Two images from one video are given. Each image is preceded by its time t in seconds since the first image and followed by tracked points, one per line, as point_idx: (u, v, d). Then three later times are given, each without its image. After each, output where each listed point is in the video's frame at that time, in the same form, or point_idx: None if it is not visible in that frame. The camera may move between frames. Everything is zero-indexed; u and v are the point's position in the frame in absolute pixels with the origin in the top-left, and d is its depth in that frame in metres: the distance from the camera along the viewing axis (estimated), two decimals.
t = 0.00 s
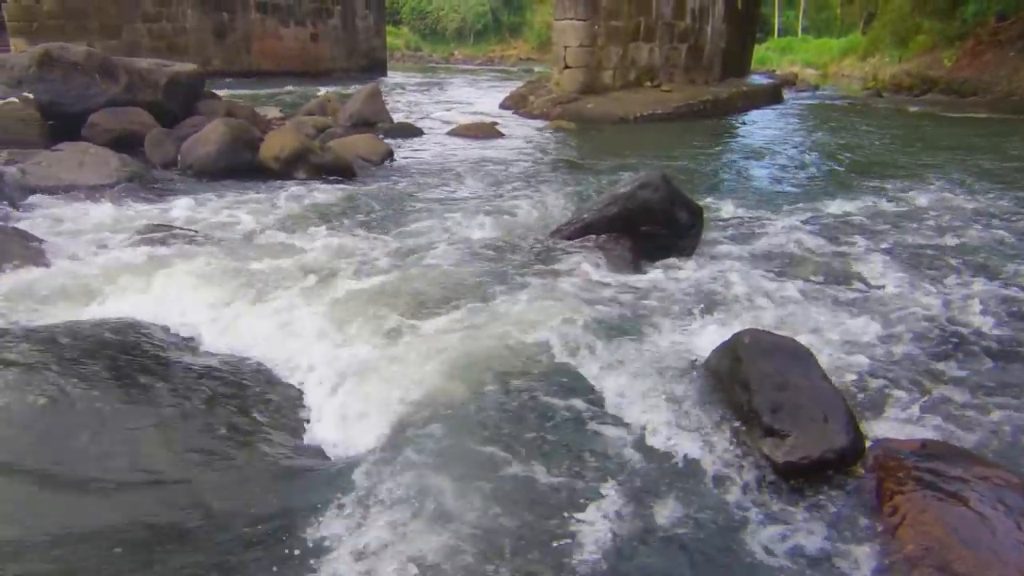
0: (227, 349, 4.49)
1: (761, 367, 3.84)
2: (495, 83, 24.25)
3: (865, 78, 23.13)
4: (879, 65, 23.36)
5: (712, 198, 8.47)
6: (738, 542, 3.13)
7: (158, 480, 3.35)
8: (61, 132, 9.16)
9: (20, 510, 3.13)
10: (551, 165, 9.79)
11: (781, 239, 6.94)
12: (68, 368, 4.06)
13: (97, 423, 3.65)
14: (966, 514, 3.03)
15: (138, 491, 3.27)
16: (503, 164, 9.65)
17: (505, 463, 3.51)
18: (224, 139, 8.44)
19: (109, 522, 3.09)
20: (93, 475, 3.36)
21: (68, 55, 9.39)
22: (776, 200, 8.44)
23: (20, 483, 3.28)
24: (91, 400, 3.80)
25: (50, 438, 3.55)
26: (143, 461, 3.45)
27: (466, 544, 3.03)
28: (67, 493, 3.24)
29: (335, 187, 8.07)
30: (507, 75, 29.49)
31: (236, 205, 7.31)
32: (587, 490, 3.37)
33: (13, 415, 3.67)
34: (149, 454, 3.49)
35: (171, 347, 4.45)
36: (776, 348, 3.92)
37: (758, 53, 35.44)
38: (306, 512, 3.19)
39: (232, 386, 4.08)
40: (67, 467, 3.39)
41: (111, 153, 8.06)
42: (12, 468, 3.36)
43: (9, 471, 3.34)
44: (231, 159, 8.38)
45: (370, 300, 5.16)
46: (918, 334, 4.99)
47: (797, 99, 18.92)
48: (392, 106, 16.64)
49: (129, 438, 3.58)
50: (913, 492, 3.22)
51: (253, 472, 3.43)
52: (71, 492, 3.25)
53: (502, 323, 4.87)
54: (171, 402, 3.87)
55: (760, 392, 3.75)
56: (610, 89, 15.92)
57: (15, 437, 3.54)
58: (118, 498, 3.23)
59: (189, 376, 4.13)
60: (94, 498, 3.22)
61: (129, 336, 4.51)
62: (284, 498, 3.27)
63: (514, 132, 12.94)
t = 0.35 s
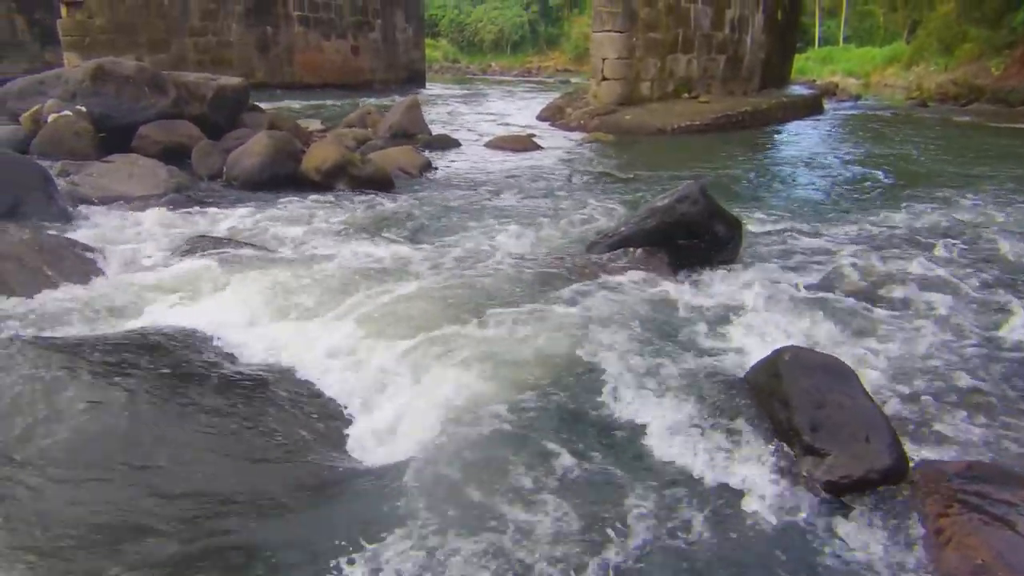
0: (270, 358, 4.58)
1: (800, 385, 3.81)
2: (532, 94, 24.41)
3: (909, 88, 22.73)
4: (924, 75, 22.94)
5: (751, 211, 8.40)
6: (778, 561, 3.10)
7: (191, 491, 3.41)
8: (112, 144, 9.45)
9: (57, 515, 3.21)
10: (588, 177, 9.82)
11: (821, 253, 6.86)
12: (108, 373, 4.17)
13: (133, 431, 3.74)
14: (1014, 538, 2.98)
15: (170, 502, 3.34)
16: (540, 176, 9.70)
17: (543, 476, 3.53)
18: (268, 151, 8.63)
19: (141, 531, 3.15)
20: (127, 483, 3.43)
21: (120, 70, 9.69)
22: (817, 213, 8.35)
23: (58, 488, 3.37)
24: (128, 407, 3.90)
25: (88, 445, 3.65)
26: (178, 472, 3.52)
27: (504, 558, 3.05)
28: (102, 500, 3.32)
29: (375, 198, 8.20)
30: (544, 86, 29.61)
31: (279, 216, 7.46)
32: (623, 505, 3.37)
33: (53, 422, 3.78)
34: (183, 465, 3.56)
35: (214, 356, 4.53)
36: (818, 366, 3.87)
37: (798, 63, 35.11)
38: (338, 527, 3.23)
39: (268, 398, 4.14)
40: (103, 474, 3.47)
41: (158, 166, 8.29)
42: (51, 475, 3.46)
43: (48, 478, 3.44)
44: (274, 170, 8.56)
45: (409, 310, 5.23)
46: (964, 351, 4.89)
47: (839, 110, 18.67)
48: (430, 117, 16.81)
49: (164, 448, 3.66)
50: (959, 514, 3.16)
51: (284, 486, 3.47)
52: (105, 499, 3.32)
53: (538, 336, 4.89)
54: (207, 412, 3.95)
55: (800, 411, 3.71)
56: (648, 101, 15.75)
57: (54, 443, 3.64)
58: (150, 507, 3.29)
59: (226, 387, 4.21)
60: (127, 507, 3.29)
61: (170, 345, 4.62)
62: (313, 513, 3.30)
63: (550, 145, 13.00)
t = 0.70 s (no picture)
0: (295, 368, 4.62)
1: (825, 397, 3.77)
2: (553, 103, 24.47)
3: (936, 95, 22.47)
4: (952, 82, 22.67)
5: (774, 220, 8.34)
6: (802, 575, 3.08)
7: (209, 494, 3.48)
8: (140, 153, 9.60)
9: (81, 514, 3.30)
10: (610, 187, 9.82)
11: (845, 263, 6.80)
12: (134, 385, 4.27)
13: (156, 438, 3.82)
14: None
15: (190, 504, 3.40)
16: (562, 186, 9.72)
17: (562, 488, 3.52)
18: (293, 160, 8.73)
19: (158, 532, 3.22)
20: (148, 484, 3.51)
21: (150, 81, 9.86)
22: (841, 222, 8.28)
23: (84, 488, 3.47)
24: (152, 417, 3.99)
25: (113, 448, 3.74)
26: (198, 475, 3.59)
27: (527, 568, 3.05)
28: (124, 499, 3.40)
29: (397, 208, 8.27)
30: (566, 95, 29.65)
31: (304, 226, 7.55)
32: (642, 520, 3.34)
33: (82, 427, 3.89)
34: (203, 470, 3.63)
35: (242, 367, 4.58)
36: (843, 378, 3.83)
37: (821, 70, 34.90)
38: (352, 536, 3.25)
39: (289, 408, 4.18)
40: (128, 479, 3.54)
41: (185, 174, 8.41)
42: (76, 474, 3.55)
43: (72, 478, 3.53)
44: (299, 180, 8.66)
45: (432, 319, 5.27)
46: (993, 364, 4.82)
47: (863, 117, 18.51)
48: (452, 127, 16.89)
49: (186, 453, 3.73)
50: (988, 532, 3.10)
51: (301, 492, 3.52)
52: (126, 499, 3.40)
53: (557, 347, 4.89)
54: (230, 421, 4.02)
55: (824, 423, 3.68)
56: (670, 109, 15.54)
57: (81, 447, 3.74)
58: (170, 509, 3.37)
59: (249, 396, 4.26)
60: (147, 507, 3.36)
61: (193, 354, 4.70)
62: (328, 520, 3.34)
63: (572, 154, 13.02)
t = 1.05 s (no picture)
0: (320, 380, 4.65)
1: (851, 415, 3.73)
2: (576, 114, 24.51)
3: (965, 104, 22.21)
4: (981, 90, 22.40)
5: (799, 232, 8.28)
6: None
7: (233, 504, 3.51)
8: (169, 166, 9.77)
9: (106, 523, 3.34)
10: (632, 198, 9.82)
11: (872, 275, 6.74)
12: (157, 395, 4.30)
13: (179, 448, 3.86)
14: None
15: (214, 514, 3.43)
16: (584, 198, 9.73)
17: (586, 502, 3.50)
18: (318, 172, 8.84)
19: (182, 543, 3.26)
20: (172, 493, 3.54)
21: (180, 95, 10.03)
22: (867, 233, 8.20)
23: (113, 492, 3.52)
24: (175, 425, 4.03)
25: (137, 457, 3.77)
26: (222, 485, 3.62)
27: None
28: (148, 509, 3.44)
29: (421, 219, 8.33)
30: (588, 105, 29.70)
31: (329, 237, 7.63)
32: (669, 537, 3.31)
33: (106, 435, 3.93)
34: (227, 480, 3.66)
35: (267, 379, 4.62)
36: (869, 396, 3.80)
37: (846, 80, 34.68)
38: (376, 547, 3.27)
39: (312, 419, 4.21)
40: (157, 485, 3.59)
41: (214, 187, 8.53)
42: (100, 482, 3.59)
43: (96, 486, 3.56)
44: (324, 191, 8.75)
45: (456, 331, 5.29)
46: None
47: (890, 126, 18.34)
48: (475, 138, 16.98)
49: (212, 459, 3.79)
50: (1020, 554, 3.07)
51: (323, 502, 3.54)
52: (149, 507, 3.45)
53: (581, 360, 4.89)
54: (253, 431, 4.05)
55: (850, 441, 3.64)
56: (692, 120, 15.47)
57: (105, 453, 3.79)
58: (193, 519, 3.40)
59: (271, 408, 4.30)
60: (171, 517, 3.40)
61: (219, 363, 4.75)
62: (351, 530, 3.36)
63: (594, 165, 13.03)
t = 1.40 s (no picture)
0: (344, 390, 4.68)
1: (878, 434, 3.69)
2: (598, 126, 24.56)
3: (993, 114, 21.95)
4: (1009, 100, 22.12)
5: (824, 245, 8.21)
6: None
7: (253, 509, 3.50)
8: (197, 179, 9.92)
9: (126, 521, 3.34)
10: (655, 211, 9.80)
11: (898, 289, 6.66)
12: (181, 400, 4.32)
13: (201, 450, 3.86)
14: None
15: (235, 518, 3.42)
16: (606, 211, 9.73)
17: (608, 519, 3.49)
18: (343, 185, 8.93)
19: (202, 543, 3.25)
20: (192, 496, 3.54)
21: (208, 110, 10.18)
22: (893, 246, 8.11)
23: (142, 487, 3.56)
24: (201, 426, 4.07)
25: (165, 454, 3.81)
26: (242, 489, 3.62)
27: None
28: (168, 509, 3.43)
29: (444, 233, 8.38)
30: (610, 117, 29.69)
31: (354, 250, 7.71)
32: (692, 556, 3.28)
33: (130, 436, 3.94)
34: (247, 484, 3.66)
35: (291, 390, 4.64)
36: (896, 415, 3.75)
37: (871, 90, 34.44)
38: (397, 557, 3.25)
39: (334, 428, 4.20)
40: (184, 482, 3.62)
41: (241, 200, 8.65)
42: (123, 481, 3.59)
43: (125, 481, 3.59)
44: (348, 205, 8.84)
45: (480, 345, 5.30)
46: None
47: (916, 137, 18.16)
48: (497, 151, 17.06)
49: (238, 460, 3.82)
50: None
51: (344, 510, 3.53)
52: (177, 503, 3.48)
53: (603, 374, 4.86)
54: (275, 437, 4.04)
55: (877, 460, 3.60)
56: (715, 132, 15.42)
57: (134, 449, 3.83)
58: (220, 517, 3.42)
59: (293, 414, 4.30)
60: (191, 518, 3.39)
61: (245, 373, 4.79)
62: (371, 539, 3.35)
63: (616, 178, 13.03)
